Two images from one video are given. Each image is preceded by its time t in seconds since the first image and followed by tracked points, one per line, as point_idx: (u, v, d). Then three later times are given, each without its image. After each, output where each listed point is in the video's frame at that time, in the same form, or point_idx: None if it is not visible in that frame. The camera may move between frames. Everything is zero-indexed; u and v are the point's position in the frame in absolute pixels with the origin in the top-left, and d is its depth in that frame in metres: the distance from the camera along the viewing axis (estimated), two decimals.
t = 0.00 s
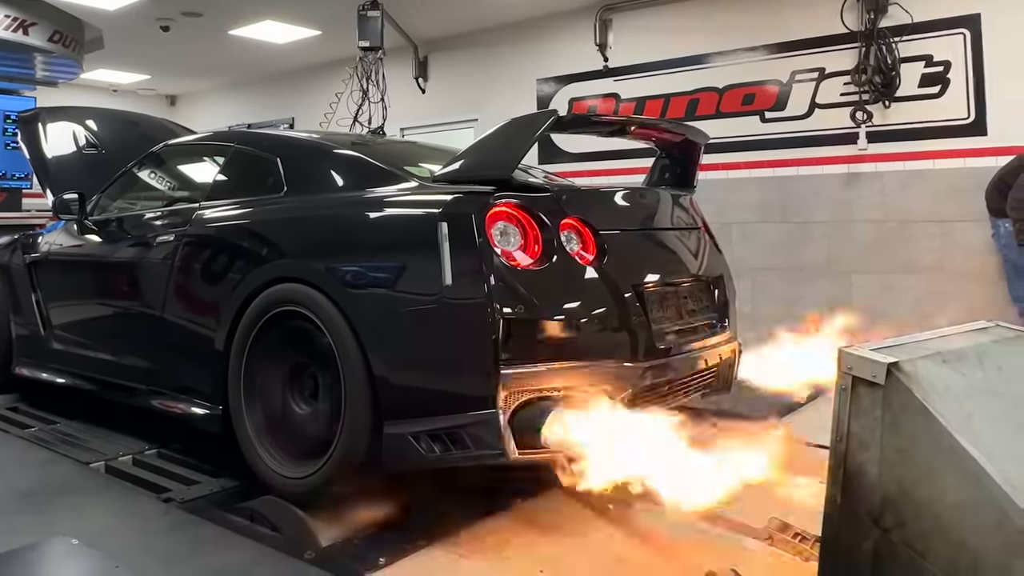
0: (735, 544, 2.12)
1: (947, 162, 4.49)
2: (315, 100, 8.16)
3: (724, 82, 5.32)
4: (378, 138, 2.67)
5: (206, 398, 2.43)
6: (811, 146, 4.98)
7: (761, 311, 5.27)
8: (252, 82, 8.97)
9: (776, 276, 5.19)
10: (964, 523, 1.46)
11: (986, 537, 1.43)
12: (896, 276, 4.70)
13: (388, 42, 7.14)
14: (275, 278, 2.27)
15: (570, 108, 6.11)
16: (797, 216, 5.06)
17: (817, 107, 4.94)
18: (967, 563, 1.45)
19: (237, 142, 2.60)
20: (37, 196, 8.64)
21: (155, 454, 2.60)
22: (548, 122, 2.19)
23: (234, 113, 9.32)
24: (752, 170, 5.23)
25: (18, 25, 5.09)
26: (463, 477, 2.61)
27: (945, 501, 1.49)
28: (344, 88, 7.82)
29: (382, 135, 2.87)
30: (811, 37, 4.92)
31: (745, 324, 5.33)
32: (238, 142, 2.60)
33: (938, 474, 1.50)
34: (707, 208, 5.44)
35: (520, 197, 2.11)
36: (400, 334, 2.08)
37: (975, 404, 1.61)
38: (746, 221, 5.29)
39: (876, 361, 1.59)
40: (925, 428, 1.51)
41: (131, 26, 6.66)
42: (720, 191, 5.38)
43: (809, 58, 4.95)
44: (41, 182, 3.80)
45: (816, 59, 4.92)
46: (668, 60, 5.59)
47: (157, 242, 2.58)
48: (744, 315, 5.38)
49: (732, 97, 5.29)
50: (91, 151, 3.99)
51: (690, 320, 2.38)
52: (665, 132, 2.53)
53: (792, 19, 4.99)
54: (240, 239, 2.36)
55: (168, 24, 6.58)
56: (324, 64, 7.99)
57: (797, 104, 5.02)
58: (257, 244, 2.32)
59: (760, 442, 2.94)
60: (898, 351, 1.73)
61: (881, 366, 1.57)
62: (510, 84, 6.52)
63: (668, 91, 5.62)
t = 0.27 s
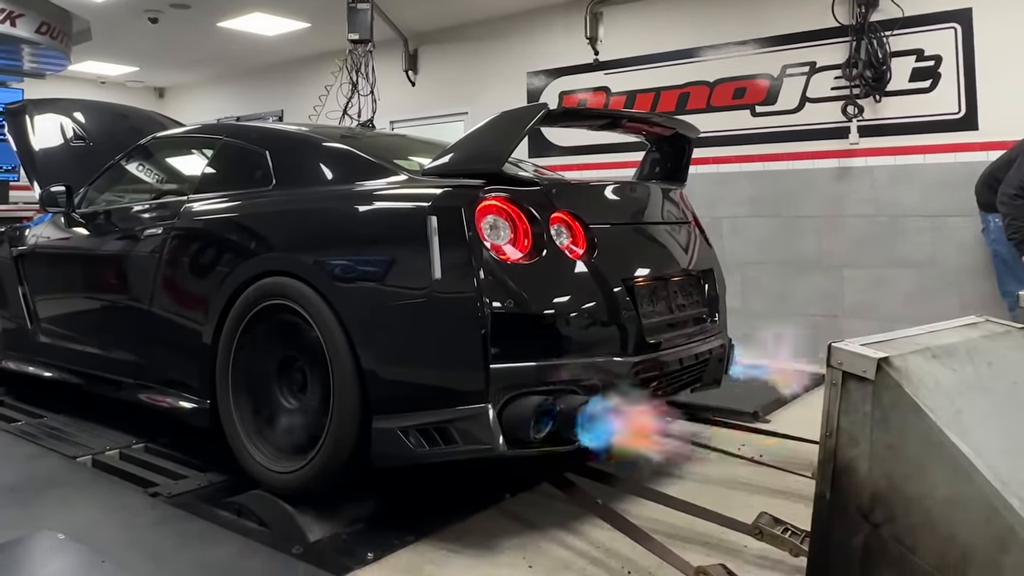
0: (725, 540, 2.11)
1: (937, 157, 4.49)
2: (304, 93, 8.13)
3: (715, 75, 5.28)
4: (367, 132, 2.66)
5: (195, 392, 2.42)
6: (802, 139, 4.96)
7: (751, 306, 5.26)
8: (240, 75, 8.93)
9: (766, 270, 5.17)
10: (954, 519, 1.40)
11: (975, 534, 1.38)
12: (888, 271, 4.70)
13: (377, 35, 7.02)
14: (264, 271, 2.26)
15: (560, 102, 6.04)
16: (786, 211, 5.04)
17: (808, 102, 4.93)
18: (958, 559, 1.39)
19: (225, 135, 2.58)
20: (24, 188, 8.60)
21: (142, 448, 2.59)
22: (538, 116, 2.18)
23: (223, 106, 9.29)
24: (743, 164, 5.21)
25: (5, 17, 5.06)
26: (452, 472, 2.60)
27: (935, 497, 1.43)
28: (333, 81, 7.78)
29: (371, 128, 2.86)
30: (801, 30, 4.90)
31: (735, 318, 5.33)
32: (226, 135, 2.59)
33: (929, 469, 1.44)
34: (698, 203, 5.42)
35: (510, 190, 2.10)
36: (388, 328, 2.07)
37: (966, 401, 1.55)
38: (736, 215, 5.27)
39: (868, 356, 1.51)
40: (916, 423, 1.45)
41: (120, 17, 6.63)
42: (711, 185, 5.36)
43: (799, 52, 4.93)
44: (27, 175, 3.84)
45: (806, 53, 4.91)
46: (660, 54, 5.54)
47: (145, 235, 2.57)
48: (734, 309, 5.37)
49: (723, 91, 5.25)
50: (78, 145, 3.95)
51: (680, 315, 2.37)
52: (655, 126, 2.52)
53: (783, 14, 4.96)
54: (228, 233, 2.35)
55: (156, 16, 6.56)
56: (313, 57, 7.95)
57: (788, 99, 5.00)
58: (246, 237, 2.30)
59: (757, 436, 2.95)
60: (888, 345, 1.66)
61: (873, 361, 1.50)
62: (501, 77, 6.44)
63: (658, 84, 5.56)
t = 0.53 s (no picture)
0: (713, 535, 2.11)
1: (929, 152, 4.39)
2: (293, 86, 8.09)
3: (705, 70, 5.16)
4: (357, 126, 2.65)
5: (183, 387, 2.41)
6: (792, 134, 4.86)
7: (741, 302, 5.21)
8: (228, 68, 8.87)
9: (756, 266, 5.11)
10: (943, 517, 1.32)
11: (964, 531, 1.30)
12: (878, 266, 4.63)
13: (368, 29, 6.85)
14: (252, 266, 2.25)
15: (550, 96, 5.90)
16: (776, 205, 4.96)
17: (799, 97, 4.81)
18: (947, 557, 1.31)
19: (214, 129, 2.57)
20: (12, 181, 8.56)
21: (129, 443, 2.58)
22: (528, 111, 2.16)
23: (212, 99, 9.24)
24: (733, 159, 5.10)
25: None
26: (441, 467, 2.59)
27: (924, 494, 1.34)
28: (322, 75, 7.73)
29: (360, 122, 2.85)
30: (791, 26, 4.78)
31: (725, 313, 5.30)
32: (215, 129, 2.58)
33: (920, 465, 1.35)
34: (688, 200, 5.37)
35: (500, 185, 2.09)
36: (377, 323, 2.06)
37: (959, 399, 1.45)
38: (727, 210, 5.19)
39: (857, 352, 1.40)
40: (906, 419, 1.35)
41: (109, 10, 6.60)
42: (699, 182, 5.28)
43: (789, 47, 4.81)
44: (14, 166, 3.80)
45: (796, 48, 4.79)
46: (649, 48, 5.41)
47: (134, 230, 2.55)
48: (724, 305, 5.34)
49: (714, 86, 5.13)
50: (66, 136, 4.03)
51: (670, 311, 2.36)
52: (646, 121, 2.52)
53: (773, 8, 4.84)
54: (217, 227, 2.33)
55: (144, 10, 6.53)
56: (302, 50, 7.89)
57: (778, 94, 4.89)
58: (235, 232, 2.29)
59: (751, 426, 2.98)
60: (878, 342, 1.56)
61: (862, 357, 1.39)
62: (488, 72, 6.29)
63: (648, 79, 5.44)
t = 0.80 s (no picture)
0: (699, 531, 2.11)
1: (919, 148, 4.31)
2: (282, 79, 8.03)
3: (696, 64, 5.04)
4: (346, 120, 2.64)
5: (170, 381, 2.41)
6: (780, 129, 4.76)
7: (731, 297, 5.07)
8: (216, 60, 8.81)
9: (747, 260, 4.97)
10: (932, 513, 1.28)
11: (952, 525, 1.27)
12: (865, 262, 4.53)
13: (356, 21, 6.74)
14: (240, 260, 2.24)
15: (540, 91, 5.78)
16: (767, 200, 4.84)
17: (788, 92, 4.71)
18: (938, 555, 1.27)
19: (202, 122, 2.56)
20: None
21: (116, 438, 2.57)
22: (517, 105, 2.15)
23: (201, 91, 9.19)
24: (723, 154, 4.99)
25: None
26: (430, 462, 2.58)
27: (914, 491, 1.30)
28: (311, 68, 7.68)
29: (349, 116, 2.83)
30: (781, 20, 4.68)
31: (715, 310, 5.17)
32: (202, 122, 2.57)
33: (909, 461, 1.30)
34: (678, 194, 5.21)
35: (489, 179, 2.08)
36: (364, 317, 2.05)
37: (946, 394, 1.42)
38: (716, 204, 5.07)
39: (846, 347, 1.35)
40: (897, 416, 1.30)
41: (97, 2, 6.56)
42: (688, 176, 5.15)
43: (779, 41, 4.70)
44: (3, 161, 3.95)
45: (786, 42, 4.68)
46: (637, 42, 5.30)
47: (121, 223, 2.54)
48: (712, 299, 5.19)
49: (704, 80, 5.02)
50: (53, 129, 4.11)
51: (659, 306, 2.36)
52: (635, 115, 2.51)
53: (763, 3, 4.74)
54: (205, 221, 2.32)
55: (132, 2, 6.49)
56: (290, 43, 7.83)
57: (768, 88, 4.78)
58: (223, 226, 2.28)
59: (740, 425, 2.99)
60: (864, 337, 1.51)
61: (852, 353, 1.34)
62: (477, 67, 6.18)
63: (639, 73, 5.31)
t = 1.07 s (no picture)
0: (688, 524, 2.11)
1: (911, 142, 4.31)
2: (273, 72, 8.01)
3: (688, 58, 5.03)
4: (337, 112, 2.64)
5: (159, 374, 2.40)
6: (772, 122, 4.74)
7: (723, 291, 5.05)
8: (207, 52, 8.79)
9: (740, 255, 4.97)
10: (922, 507, 1.25)
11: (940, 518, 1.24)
12: (858, 257, 4.52)
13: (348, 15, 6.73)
14: (229, 253, 2.23)
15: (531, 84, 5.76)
16: (758, 194, 4.84)
17: (781, 85, 4.69)
18: (926, 549, 1.24)
19: (192, 114, 2.56)
20: None
21: (105, 432, 2.56)
22: (508, 98, 2.14)
23: (191, 83, 9.16)
24: (715, 147, 4.98)
25: None
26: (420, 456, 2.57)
27: (904, 485, 1.28)
28: (302, 61, 7.65)
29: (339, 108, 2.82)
30: (773, 14, 4.67)
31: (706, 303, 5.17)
32: (192, 114, 2.56)
33: (899, 454, 1.28)
34: (670, 188, 5.19)
35: (480, 172, 2.07)
36: (354, 310, 2.05)
37: (937, 387, 1.39)
38: (708, 198, 5.06)
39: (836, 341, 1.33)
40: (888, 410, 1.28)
41: None
42: (679, 170, 5.14)
43: (772, 34, 4.69)
44: None
45: (778, 36, 4.67)
46: (629, 35, 5.28)
47: (110, 215, 2.53)
48: (705, 295, 5.17)
49: (695, 74, 5.01)
50: (42, 121, 4.31)
51: (650, 300, 2.35)
52: (627, 109, 2.51)
53: None
54: (195, 214, 2.31)
55: None
56: (282, 36, 7.80)
57: (761, 82, 4.76)
58: (212, 218, 2.27)
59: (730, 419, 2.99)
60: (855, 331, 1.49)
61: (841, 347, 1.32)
62: (468, 60, 6.17)
63: (631, 66, 5.30)
